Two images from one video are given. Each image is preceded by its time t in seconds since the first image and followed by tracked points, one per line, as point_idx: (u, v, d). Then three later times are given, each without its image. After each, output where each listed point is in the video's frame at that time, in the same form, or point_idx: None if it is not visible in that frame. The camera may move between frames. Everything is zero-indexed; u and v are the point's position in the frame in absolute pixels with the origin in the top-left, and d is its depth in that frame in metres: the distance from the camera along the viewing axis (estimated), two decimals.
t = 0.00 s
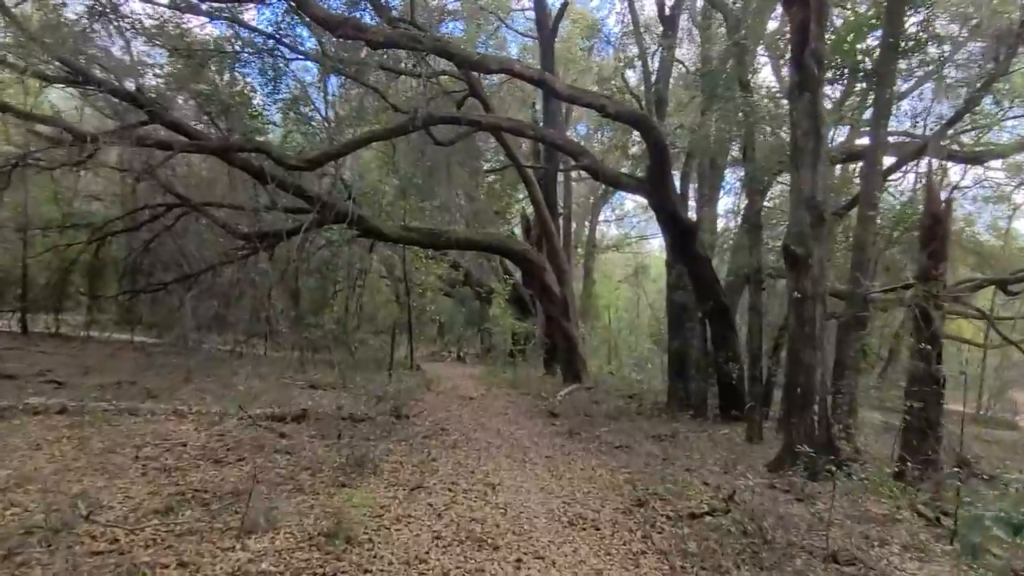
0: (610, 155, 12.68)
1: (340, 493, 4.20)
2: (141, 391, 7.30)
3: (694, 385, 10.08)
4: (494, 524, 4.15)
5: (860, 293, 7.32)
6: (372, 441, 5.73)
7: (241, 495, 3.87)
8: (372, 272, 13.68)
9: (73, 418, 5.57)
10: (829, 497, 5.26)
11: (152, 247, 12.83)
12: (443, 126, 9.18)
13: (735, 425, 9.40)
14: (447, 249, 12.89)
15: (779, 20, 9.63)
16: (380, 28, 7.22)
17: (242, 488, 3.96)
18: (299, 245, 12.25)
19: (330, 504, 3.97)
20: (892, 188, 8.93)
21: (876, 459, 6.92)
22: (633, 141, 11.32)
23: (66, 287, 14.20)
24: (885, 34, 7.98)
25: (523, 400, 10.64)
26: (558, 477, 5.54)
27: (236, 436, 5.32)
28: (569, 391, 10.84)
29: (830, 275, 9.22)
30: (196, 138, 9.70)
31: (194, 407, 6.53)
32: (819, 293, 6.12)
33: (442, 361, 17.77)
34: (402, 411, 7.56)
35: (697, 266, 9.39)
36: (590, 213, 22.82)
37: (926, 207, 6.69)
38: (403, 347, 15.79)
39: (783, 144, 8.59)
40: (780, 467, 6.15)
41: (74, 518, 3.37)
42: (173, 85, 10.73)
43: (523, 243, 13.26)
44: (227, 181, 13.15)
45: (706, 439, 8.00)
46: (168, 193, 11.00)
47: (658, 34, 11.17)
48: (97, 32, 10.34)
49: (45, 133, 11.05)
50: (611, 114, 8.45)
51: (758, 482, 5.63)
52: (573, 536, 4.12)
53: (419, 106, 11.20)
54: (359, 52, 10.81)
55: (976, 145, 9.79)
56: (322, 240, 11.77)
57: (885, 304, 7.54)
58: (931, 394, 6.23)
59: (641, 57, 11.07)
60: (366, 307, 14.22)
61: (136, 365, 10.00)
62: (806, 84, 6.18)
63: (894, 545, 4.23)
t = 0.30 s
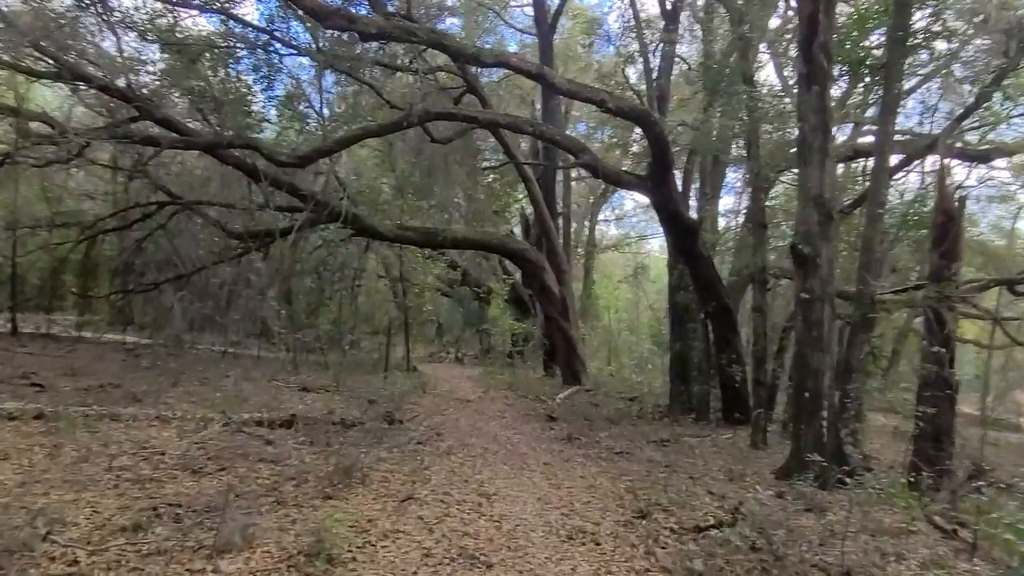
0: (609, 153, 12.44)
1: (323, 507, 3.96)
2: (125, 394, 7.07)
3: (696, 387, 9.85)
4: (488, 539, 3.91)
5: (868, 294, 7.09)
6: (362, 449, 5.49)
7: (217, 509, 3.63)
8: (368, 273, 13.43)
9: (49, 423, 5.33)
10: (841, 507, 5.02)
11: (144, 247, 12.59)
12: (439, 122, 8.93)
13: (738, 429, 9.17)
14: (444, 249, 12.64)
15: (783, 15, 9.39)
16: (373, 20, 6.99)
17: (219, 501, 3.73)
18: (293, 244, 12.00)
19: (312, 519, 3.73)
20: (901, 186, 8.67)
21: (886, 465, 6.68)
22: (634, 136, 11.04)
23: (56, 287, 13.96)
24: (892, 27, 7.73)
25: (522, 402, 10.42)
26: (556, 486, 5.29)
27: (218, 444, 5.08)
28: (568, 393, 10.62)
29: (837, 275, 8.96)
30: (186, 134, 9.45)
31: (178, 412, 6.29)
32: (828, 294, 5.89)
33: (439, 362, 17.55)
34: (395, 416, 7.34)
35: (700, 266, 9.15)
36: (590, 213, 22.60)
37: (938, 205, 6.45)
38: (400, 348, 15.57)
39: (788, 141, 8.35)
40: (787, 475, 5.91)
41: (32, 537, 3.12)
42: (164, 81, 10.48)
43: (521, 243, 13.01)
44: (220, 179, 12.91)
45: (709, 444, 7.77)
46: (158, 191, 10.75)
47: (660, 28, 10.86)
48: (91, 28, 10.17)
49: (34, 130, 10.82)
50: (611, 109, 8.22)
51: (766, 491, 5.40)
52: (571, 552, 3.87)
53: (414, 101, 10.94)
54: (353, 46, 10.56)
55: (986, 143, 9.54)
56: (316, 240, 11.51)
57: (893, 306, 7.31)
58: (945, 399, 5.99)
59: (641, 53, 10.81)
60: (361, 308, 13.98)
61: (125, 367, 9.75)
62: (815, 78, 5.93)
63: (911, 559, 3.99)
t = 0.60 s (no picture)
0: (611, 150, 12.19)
1: (309, 519, 3.72)
2: (110, 396, 6.83)
3: (700, 388, 9.60)
4: (484, 552, 3.67)
5: (880, 292, 6.84)
6: (354, 455, 5.24)
7: (194, 522, 3.40)
8: (365, 271, 13.19)
9: (26, 428, 5.08)
10: (856, 516, 4.78)
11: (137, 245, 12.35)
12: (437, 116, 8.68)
13: (743, 431, 8.92)
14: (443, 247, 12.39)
15: (789, 7, 9.14)
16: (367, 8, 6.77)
17: (195, 513, 3.49)
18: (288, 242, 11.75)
19: (295, 532, 3.49)
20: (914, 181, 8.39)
21: (899, 470, 6.44)
22: (635, 130, 10.77)
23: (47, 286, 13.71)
24: (904, 15, 7.49)
25: (521, 404, 10.17)
26: (557, 494, 5.05)
27: (202, 449, 4.85)
28: (569, 395, 10.38)
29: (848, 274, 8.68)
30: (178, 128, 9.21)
31: (162, 415, 6.05)
32: (841, 292, 5.64)
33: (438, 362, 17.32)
34: (390, 419, 7.10)
35: (704, 264, 8.91)
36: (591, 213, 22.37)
37: (954, 200, 6.20)
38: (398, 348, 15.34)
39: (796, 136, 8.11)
40: (797, 480, 5.67)
41: None
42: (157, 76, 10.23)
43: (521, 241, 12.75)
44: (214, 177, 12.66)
45: (715, 448, 7.52)
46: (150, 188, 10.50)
47: (664, 20, 10.51)
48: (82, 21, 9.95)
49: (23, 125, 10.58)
50: (613, 102, 7.97)
51: (776, 498, 5.15)
52: (571, 567, 3.63)
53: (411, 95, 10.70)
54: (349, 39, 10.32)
55: (997, 139, 9.30)
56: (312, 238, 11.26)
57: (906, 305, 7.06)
58: (963, 401, 5.74)
59: (644, 47, 10.55)
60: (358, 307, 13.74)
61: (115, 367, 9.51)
62: (827, 67, 5.69)
63: (935, 571, 3.75)
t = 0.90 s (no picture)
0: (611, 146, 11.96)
1: (292, 532, 3.50)
2: (95, 399, 6.60)
3: (703, 390, 9.36)
4: (479, 568, 3.44)
5: (891, 291, 6.61)
6: (345, 462, 5.02)
7: (167, 538, 3.19)
8: (362, 270, 12.95)
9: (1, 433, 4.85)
10: (871, 526, 4.55)
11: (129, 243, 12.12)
12: (434, 110, 8.45)
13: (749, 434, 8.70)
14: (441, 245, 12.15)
15: None
16: None
17: (169, 529, 3.28)
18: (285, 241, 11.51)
19: (275, 548, 3.27)
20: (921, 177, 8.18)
21: (912, 475, 6.21)
22: (636, 127, 10.52)
23: (38, 285, 13.48)
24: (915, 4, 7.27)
25: (521, 406, 9.94)
26: (558, 502, 4.82)
27: (183, 456, 4.63)
28: (570, 396, 10.16)
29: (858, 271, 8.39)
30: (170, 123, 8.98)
31: (146, 418, 5.81)
32: (852, 291, 5.41)
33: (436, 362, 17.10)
34: (384, 423, 6.87)
35: (709, 262, 8.70)
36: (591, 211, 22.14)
37: (969, 195, 5.95)
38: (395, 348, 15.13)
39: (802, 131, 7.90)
40: (808, 488, 5.45)
41: None
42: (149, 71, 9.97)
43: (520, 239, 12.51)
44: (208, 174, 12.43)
45: (720, 451, 7.30)
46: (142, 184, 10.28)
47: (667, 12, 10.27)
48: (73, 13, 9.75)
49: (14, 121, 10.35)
50: (615, 95, 7.73)
51: (786, 507, 4.92)
52: None
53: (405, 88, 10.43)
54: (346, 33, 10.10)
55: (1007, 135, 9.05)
56: (308, 235, 11.02)
57: (918, 304, 6.83)
58: (979, 404, 5.52)
59: (645, 40, 10.33)
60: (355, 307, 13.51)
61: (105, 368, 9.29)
62: (839, 56, 5.47)
63: None
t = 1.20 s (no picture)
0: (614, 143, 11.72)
1: (272, 547, 3.28)
2: (79, 402, 6.36)
3: (709, 392, 9.12)
4: None
5: (904, 291, 6.37)
6: (335, 469, 4.78)
7: (136, 556, 2.97)
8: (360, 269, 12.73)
9: None
10: (888, 537, 4.32)
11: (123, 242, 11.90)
12: (432, 104, 8.22)
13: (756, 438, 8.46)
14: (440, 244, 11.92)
15: None
16: None
17: (137, 544, 3.06)
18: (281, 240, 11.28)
19: (252, 565, 3.05)
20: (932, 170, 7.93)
21: (928, 482, 5.97)
22: (639, 124, 10.25)
23: (32, 284, 13.27)
24: None
25: (521, 408, 9.71)
26: (558, 511, 4.58)
27: (164, 462, 4.40)
28: (572, 398, 9.92)
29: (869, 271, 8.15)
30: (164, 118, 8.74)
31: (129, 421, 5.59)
32: (866, 290, 5.17)
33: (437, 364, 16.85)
34: (378, 426, 6.63)
35: (715, 261, 8.46)
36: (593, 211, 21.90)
37: (988, 190, 5.70)
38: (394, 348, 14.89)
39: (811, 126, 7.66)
40: (821, 496, 5.21)
41: None
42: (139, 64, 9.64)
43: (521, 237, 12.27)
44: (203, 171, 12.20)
45: (727, 456, 7.06)
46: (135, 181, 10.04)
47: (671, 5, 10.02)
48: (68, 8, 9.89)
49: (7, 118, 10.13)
50: (619, 88, 7.48)
51: (797, 517, 4.69)
52: None
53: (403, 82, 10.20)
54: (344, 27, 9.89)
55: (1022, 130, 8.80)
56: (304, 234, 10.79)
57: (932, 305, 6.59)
58: (999, 408, 5.28)
59: (649, 34, 10.09)
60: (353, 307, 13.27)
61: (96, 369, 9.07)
62: (852, 45, 5.23)
63: None
